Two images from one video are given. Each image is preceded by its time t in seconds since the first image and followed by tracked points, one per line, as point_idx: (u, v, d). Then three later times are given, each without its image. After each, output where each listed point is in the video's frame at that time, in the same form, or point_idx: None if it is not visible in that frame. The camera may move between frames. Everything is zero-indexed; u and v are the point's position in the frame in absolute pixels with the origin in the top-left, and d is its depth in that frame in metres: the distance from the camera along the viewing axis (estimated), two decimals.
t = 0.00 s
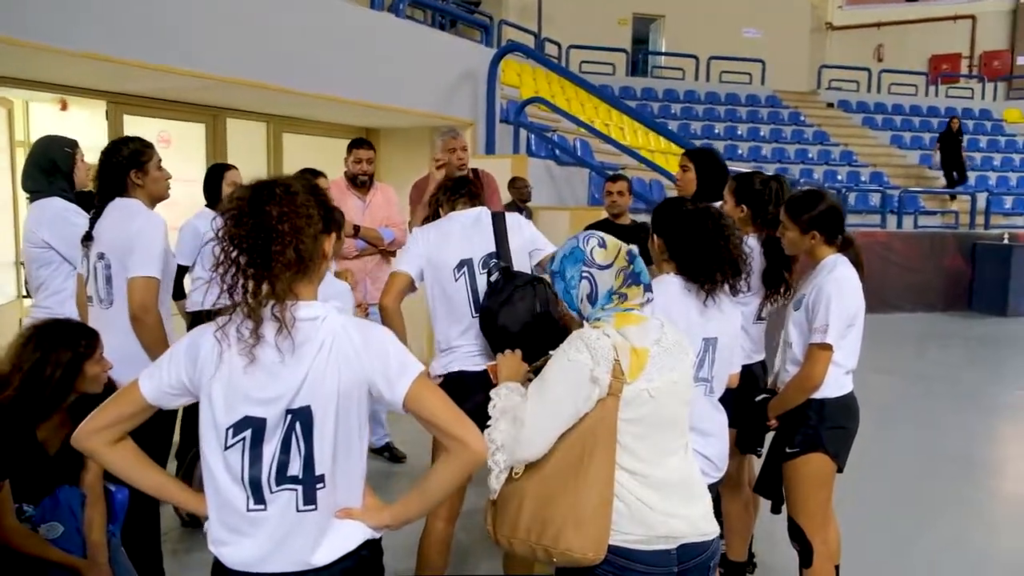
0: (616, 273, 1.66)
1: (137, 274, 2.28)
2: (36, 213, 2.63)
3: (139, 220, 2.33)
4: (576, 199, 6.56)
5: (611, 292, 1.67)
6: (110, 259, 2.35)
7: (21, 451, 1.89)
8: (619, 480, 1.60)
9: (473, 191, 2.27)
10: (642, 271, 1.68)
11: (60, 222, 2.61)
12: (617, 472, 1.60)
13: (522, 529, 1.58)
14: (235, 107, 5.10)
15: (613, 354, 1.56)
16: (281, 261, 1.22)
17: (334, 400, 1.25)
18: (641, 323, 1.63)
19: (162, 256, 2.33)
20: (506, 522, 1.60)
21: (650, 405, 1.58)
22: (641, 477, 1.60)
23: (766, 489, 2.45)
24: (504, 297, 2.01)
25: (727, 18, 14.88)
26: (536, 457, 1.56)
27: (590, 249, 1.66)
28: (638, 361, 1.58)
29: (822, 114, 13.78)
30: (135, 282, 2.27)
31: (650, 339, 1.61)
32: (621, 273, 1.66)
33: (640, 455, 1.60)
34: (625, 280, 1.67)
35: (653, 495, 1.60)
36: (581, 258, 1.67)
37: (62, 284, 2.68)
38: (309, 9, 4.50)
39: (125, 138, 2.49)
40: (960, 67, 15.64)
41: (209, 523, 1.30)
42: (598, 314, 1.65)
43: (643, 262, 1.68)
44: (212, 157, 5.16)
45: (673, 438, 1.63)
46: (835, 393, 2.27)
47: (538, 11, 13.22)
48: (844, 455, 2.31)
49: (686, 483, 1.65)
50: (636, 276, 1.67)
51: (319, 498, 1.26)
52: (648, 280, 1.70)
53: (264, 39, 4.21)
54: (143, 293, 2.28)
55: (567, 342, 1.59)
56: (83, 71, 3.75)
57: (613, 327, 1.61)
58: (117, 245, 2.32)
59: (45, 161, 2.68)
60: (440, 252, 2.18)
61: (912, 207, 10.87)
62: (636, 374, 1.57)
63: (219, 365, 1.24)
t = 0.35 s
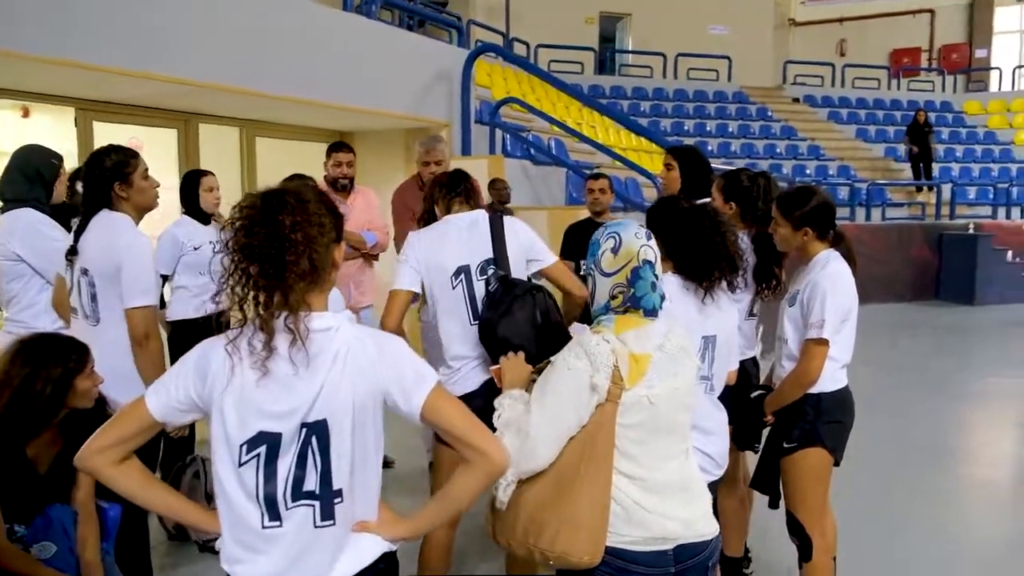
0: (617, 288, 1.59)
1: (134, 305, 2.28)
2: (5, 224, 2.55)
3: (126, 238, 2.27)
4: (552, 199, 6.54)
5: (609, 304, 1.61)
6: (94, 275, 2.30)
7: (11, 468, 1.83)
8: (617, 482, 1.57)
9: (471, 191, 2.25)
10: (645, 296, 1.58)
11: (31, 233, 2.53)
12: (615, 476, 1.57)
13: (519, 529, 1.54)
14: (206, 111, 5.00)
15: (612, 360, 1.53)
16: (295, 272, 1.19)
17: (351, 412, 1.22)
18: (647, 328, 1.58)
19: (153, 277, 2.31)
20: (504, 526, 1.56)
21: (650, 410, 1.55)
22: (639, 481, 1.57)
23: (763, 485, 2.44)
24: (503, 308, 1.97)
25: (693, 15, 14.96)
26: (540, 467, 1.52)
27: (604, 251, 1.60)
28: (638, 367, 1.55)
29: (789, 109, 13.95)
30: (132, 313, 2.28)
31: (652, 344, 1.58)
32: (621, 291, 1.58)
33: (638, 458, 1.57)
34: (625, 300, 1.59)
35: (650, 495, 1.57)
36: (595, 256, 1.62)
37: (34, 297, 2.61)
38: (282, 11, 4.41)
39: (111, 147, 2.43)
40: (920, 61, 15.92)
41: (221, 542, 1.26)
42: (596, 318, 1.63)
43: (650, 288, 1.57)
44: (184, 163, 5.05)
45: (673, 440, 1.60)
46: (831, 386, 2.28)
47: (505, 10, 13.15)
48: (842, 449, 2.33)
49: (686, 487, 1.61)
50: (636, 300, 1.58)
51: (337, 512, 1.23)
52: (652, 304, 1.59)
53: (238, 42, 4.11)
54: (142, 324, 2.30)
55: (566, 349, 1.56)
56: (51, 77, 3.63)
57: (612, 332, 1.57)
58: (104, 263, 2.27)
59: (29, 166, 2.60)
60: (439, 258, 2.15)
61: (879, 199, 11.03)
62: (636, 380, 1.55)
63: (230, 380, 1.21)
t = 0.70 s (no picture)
0: (627, 290, 1.57)
1: (121, 302, 2.24)
2: None
3: (117, 242, 2.26)
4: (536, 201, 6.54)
5: (619, 304, 1.59)
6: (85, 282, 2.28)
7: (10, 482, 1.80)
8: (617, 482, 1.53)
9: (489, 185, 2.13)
10: (655, 299, 1.55)
11: (17, 243, 2.47)
12: (616, 477, 1.53)
13: (519, 525, 1.52)
14: (188, 118, 4.92)
15: (612, 364, 1.51)
16: (314, 280, 1.19)
17: (372, 420, 1.21)
18: (649, 333, 1.56)
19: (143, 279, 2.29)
20: (507, 522, 1.55)
21: (652, 413, 1.52)
22: (641, 482, 1.53)
23: (762, 483, 2.45)
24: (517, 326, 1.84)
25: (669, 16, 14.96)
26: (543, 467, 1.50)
27: (621, 250, 1.58)
28: (639, 371, 1.52)
29: (764, 109, 14.09)
30: (119, 310, 2.24)
31: (655, 348, 1.55)
32: (631, 293, 1.56)
33: (638, 458, 1.54)
34: (634, 301, 1.57)
35: (655, 497, 1.53)
36: (611, 254, 1.60)
37: (20, 308, 2.54)
38: (272, 17, 4.32)
39: (112, 154, 2.41)
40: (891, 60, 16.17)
41: (241, 554, 1.25)
42: (606, 318, 1.62)
43: (662, 292, 1.54)
44: (166, 171, 4.97)
45: (677, 440, 1.56)
46: (829, 384, 2.31)
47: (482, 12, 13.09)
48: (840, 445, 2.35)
49: (691, 489, 1.57)
50: (648, 302, 1.56)
51: (359, 521, 1.23)
52: (662, 309, 1.56)
53: (228, 47, 4.00)
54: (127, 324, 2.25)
55: (569, 351, 1.55)
56: (34, 85, 3.51)
57: (615, 335, 1.56)
58: (94, 270, 2.25)
59: (19, 173, 2.53)
60: (442, 262, 2.13)
61: (856, 197, 11.16)
62: (636, 385, 1.51)
63: (250, 391, 1.20)
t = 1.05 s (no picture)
0: (634, 293, 1.58)
1: (116, 294, 2.23)
2: None
3: (105, 238, 2.24)
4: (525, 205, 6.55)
5: (626, 307, 1.59)
6: (73, 279, 2.26)
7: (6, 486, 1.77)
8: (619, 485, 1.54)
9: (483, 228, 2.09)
10: (663, 302, 1.56)
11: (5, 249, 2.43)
12: (618, 481, 1.54)
13: (521, 527, 1.52)
14: (177, 121, 4.88)
15: (615, 368, 1.51)
16: (324, 283, 1.20)
17: (380, 423, 1.22)
18: (652, 338, 1.56)
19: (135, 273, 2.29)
20: (509, 523, 1.56)
21: (655, 417, 1.53)
22: (642, 486, 1.54)
23: (755, 487, 2.46)
24: (531, 338, 1.96)
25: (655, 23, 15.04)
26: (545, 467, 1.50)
27: (631, 253, 1.60)
28: (642, 376, 1.53)
29: (749, 115, 14.19)
30: (114, 302, 2.23)
31: (659, 353, 1.56)
32: (639, 296, 1.57)
33: (640, 462, 1.54)
34: (641, 305, 1.58)
35: (657, 501, 1.54)
36: (621, 257, 1.61)
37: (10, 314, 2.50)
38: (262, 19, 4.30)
39: (99, 158, 2.40)
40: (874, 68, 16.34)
41: (246, 559, 1.24)
42: (611, 321, 1.62)
43: (669, 296, 1.55)
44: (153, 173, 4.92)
45: (679, 444, 1.57)
46: (823, 388, 2.32)
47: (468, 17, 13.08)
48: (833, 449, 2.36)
49: (692, 494, 1.58)
50: (655, 305, 1.56)
51: (366, 525, 1.22)
52: (669, 312, 1.57)
53: (219, 50, 3.97)
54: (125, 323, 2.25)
55: (571, 355, 1.55)
56: (22, 87, 3.46)
57: (619, 339, 1.56)
58: (86, 266, 2.24)
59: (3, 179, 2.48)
60: (439, 258, 2.12)
61: (841, 203, 11.25)
62: (638, 390, 1.52)
63: (257, 394, 1.20)
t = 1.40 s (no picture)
0: (637, 293, 1.58)
1: (119, 308, 2.29)
2: None
3: (102, 244, 2.26)
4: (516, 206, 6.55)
5: (628, 308, 1.59)
6: (66, 281, 2.25)
7: None
8: (614, 487, 1.55)
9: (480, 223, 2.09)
10: (664, 304, 1.56)
11: None
12: (614, 483, 1.55)
13: (518, 526, 1.54)
14: (166, 122, 4.86)
15: (616, 371, 1.52)
16: (319, 284, 1.20)
17: (374, 423, 1.22)
18: (654, 341, 1.56)
19: (133, 280, 2.32)
20: (506, 521, 1.57)
21: (653, 421, 1.54)
22: (637, 487, 1.55)
23: (744, 488, 2.46)
24: (523, 343, 1.95)
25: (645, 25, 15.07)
26: (541, 466, 1.52)
27: (634, 254, 1.60)
28: (642, 379, 1.53)
29: (739, 118, 14.27)
30: (118, 317, 2.29)
31: (658, 356, 1.56)
32: (641, 297, 1.57)
33: (636, 464, 1.55)
34: (644, 305, 1.58)
35: (652, 503, 1.55)
36: (624, 258, 1.62)
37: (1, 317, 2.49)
38: (252, 20, 4.29)
39: (95, 159, 2.40)
40: (862, 71, 16.44)
41: (239, 558, 1.25)
42: (612, 322, 1.62)
43: (671, 298, 1.56)
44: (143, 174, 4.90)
45: (675, 446, 1.58)
46: (812, 389, 2.34)
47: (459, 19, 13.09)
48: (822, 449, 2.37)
49: (687, 496, 1.59)
50: (657, 306, 1.56)
51: (360, 524, 1.23)
52: (670, 315, 1.57)
53: (209, 51, 3.97)
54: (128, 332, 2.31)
55: (571, 356, 1.56)
56: (10, 87, 3.44)
57: (619, 341, 1.56)
58: (80, 268, 2.23)
59: None
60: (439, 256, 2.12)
61: (830, 206, 11.31)
62: (638, 393, 1.52)
63: (252, 395, 1.20)
